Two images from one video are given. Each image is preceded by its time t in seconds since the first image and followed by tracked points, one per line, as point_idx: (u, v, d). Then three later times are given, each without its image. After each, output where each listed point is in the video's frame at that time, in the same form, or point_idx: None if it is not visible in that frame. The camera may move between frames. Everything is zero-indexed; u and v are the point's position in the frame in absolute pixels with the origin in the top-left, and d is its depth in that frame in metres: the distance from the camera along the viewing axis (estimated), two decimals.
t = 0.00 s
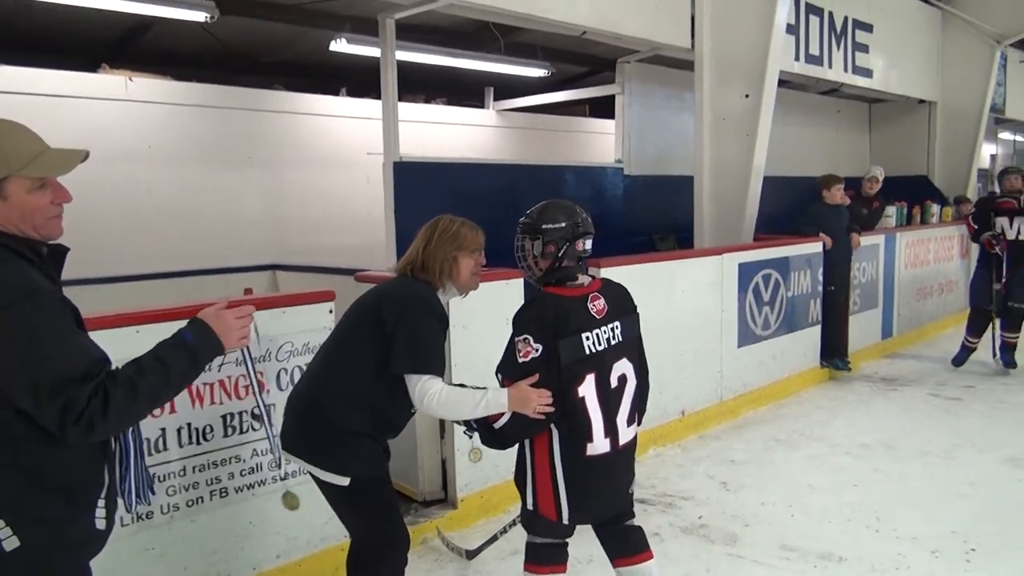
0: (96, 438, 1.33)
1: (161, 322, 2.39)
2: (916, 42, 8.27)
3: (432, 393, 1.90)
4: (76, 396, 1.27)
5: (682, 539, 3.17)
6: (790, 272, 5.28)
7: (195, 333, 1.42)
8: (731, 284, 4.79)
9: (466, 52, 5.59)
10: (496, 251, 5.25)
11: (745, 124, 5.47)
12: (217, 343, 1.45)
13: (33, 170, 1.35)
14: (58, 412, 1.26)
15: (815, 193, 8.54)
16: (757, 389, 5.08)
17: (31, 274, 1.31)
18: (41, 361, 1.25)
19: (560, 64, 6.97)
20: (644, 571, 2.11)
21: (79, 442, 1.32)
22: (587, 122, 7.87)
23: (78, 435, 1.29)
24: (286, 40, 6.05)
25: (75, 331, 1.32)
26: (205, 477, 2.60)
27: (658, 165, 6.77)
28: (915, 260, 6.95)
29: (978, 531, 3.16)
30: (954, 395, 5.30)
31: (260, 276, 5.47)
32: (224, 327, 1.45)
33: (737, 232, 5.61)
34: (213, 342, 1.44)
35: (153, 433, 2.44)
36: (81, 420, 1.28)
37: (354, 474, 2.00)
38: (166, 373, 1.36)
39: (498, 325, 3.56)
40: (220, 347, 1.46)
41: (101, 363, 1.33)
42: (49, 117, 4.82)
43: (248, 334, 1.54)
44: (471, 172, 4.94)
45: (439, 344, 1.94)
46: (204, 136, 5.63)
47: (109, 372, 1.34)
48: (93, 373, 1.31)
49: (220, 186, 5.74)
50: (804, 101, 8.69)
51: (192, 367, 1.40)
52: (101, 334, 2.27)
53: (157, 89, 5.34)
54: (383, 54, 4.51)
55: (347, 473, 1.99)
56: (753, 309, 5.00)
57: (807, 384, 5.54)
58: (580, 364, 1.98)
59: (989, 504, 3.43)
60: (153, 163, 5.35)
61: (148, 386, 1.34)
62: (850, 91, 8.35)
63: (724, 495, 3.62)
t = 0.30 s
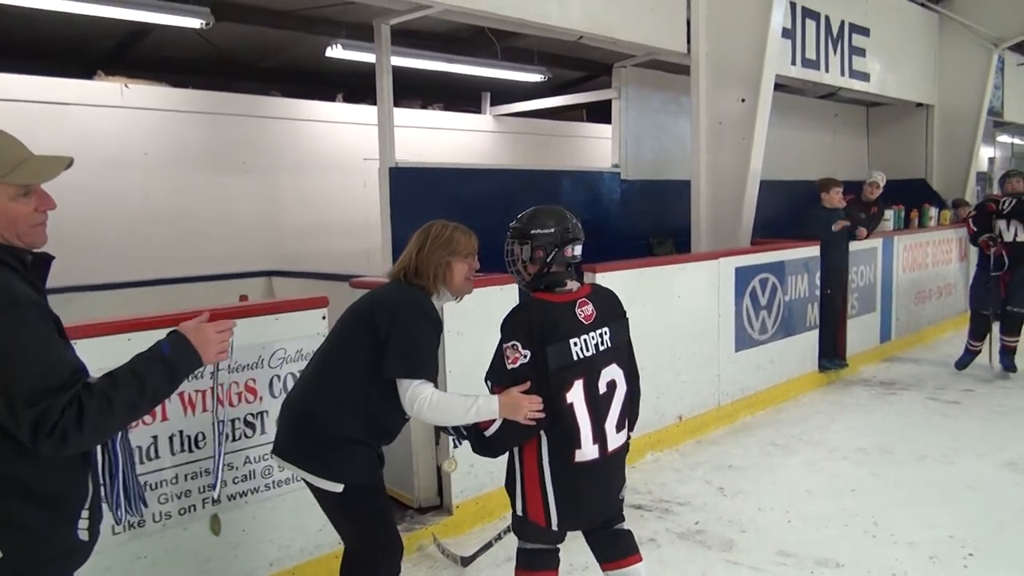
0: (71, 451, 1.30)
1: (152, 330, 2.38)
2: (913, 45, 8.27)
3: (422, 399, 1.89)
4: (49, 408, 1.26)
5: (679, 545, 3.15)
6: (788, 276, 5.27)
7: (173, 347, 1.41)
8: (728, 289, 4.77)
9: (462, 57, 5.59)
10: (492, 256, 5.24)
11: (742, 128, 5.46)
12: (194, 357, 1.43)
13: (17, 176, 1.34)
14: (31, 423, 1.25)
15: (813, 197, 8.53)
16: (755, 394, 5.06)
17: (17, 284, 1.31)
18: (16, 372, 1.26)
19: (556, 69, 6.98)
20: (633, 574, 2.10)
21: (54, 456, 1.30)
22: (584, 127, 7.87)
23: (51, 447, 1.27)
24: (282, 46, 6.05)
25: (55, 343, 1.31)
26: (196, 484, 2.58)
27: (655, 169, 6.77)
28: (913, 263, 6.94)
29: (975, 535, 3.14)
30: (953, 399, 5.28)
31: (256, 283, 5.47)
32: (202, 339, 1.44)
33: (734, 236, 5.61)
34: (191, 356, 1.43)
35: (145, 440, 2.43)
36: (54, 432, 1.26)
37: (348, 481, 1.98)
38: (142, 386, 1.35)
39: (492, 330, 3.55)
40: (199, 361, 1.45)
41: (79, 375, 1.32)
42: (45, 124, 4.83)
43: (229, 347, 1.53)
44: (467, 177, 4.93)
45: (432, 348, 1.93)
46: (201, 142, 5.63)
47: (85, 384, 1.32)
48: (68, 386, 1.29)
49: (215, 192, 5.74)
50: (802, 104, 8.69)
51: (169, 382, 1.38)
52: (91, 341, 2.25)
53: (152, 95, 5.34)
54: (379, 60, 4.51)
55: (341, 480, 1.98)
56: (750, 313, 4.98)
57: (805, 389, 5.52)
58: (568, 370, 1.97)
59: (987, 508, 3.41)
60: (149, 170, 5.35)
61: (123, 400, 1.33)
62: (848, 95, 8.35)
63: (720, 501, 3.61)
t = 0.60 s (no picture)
0: (60, 459, 1.30)
1: (151, 335, 2.38)
2: (917, 49, 8.25)
3: (423, 402, 1.88)
4: (40, 415, 1.26)
5: (679, 550, 3.14)
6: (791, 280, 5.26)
7: (164, 355, 1.42)
8: (731, 293, 4.76)
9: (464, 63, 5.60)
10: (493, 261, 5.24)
11: (744, 132, 5.46)
12: (185, 366, 1.45)
13: (11, 183, 1.35)
14: (23, 430, 1.25)
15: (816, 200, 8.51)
16: (758, 398, 5.04)
17: (9, 292, 1.31)
18: (8, 377, 1.26)
19: (559, 74, 6.98)
20: None
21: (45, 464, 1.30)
22: (587, 132, 7.88)
23: (42, 454, 1.27)
24: (285, 52, 6.08)
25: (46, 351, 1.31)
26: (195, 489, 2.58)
27: (657, 173, 6.76)
28: (917, 266, 6.91)
29: (979, 540, 3.11)
30: (957, 403, 5.25)
31: (258, 288, 5.48)
32: (194, 347, 1.46)
33: (736, 240, 5.60)
34: (181, 364, 1.44)
35: (144, 446, 2.43)
36: (44, 439, 1.26)
37: (345, 484, 1.98)
38: (133, 393, 1.35)
39: (493, 335, 3.55)
40: (190, 369, 1.46)
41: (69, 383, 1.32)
42: (50, 130, 4.86)
43: (220, 357, 1.54)
44: (468, 182, 4.93)
45: (430, 351, 1.92)
46: (204, 148, 5.65)
47: (76, 391, 1.32)
48: (59, 392, 1.30)
49: (218, 198, 5.76)
50: (805, 108, 8.67)
51: (160, 389, 1.39)
52: (89, 346, 2.25)
53: (154, 101, 5.36)
54: (380, 65, 4.53)
55: (338, 484, 1.97)
56: (752, 317, 4.97)
57: (809, 393, 5.50)
58: (577, 375, 1.97)
59: (991, 513, 3.38)
60: (152, 175, 5.37)
61: (114, 406, 1.33)
62: (851, 98, 8.33)
63: (722, 505, 3.59)
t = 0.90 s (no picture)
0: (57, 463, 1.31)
1: (150, 339, 2.39)
2: (919, 52, 8.25)
3: (422, 405, 1.89)
4: (37, 418, 1.27)
5: (679, 553, 3.13)
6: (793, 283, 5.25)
7: (159, 360, 1.43)
8: (732, 297, 4.76)
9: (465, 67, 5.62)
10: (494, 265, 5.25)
11: (746, 135, 5.46)
12: (181, 371, 1.45)
13: (12, 188, 1.36)
14: (20, 433, 1.26)
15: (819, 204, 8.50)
16: (759, 402, 5.03)
17: (7, 296, 1.32)
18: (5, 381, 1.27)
19: (560, 78, 7.00)
20: None
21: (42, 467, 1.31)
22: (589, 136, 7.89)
23: (39, 458, 1.27)
24: (288, 58, 6.11)
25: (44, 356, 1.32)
26: (194, 493, 2.58)
27: (659, 177, 6.76)
28: (920, 270, 6.89)
29: (980, 544, 3.10)
30: (960, 407, 5.23)
31: (260, 292, 5.50)
32: (190, 352, 1.47)
33: (737, 244, 5.60)
34: (178, 369, 1.44)
35: (144, 449, 2.44)
36: (40, 442, 1.27)
37: (344, 487, 1.98)
38: (128, 397, 1.36)
39: (493, 339, 3.56)
40: (186, 374, 1.47)
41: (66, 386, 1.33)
42: (54, 135, 4.90)
43: (215, 361, 1.55)
44: (469, 186, 4.94)
45: (428, 353, 1.93)
46: (206, 153, 5.68)
47: (72, 395, 1.33)
48: (55, 396, 1.31)
49: (221, 203, 5.78)
50: (807, 111, 8.67)
51: (156, 394, 1.40)
52: (88, 350, 2.26)
53: (157, 107, 5.39)
54: (381, 70, 4.55)
55: (337, 487, 1.97)
56: (754, 321, 4.96)
57: (811, 397, 5.48)
58: (577, 379, 1.96)
59: (994, 517, 3.37)
60: (154, 180, 5.40)
61: (109, 410, 1.34)
62: (853, 102, 8.33)
63: (722, 509, 3.58)
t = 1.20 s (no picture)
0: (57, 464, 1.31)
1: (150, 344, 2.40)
2: (919, 54, 8.25)
3: (414, 406, 1.89)
4: (37, 422, 1.27)
5: (680, 557, 3.13)
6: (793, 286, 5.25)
7: (151, 355, 1.43)
8: (732, 300, 4.76)
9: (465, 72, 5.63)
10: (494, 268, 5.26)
11: (746, 139, 5.46)
12: (172, 365, 1.45)
13: (13, 197, 1.36)
14: (19, 437, 1.26)
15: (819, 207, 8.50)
16: (761, 405, 5.03)
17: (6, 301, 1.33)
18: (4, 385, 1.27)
19: (560, 82, 7.01)
20: None
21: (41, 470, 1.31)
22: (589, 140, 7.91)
23: (40, 461, 1.28)
24: (288, 63, 6.13)
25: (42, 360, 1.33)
26: (194, 498, 2.59)
27: (659, 181, 6.77)
28: (920, 272, 6.88)
29: (981, 546, 3.09)
30: (962, 409, 5.22)
31: (260, 297, 5.51)
32: (179, 345, 1.46)
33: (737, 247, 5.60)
34: (169, 363, 1.45)
35: (143, 454, 2.45)
36: (40, 446, 1.27)
37: (341, 492, 1.98)
38: (124, 396, 1.37)
39: (493, 343, 3.56)
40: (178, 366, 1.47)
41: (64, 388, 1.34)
42: (56, 142, 4.92)
43: (204, 350, 1.55)
44: (469, 190, 4.95)
45: (422, 355, 1.93)
46: (207, 158, 5.69)
47: (70, 397, 1.34)
48: (54, 397, 1.31)
49: (222, 208, 5.80)
50: (808, 114, 8.67)
51: (150, 389, 1.41)
52: (88, 355, 2.27)
53: (158, 113, 5.41)
54: (381, 75, 4.56)
55: (335, 491, 1.97)
56: (754, 324, 4.96)
57: (812, 400, 5.48)
58: (569, 386, 1.95)
59: (995, 519, 3.36)
60: (155, 186, 5.42)
61: (107, 411, 1.35)
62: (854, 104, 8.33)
63: (723, 512, 3.58)
